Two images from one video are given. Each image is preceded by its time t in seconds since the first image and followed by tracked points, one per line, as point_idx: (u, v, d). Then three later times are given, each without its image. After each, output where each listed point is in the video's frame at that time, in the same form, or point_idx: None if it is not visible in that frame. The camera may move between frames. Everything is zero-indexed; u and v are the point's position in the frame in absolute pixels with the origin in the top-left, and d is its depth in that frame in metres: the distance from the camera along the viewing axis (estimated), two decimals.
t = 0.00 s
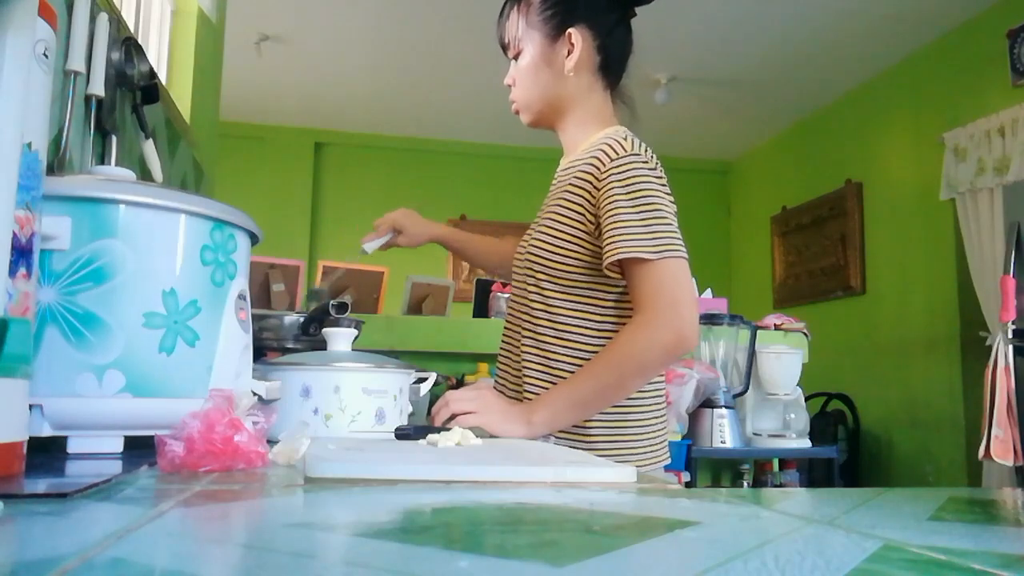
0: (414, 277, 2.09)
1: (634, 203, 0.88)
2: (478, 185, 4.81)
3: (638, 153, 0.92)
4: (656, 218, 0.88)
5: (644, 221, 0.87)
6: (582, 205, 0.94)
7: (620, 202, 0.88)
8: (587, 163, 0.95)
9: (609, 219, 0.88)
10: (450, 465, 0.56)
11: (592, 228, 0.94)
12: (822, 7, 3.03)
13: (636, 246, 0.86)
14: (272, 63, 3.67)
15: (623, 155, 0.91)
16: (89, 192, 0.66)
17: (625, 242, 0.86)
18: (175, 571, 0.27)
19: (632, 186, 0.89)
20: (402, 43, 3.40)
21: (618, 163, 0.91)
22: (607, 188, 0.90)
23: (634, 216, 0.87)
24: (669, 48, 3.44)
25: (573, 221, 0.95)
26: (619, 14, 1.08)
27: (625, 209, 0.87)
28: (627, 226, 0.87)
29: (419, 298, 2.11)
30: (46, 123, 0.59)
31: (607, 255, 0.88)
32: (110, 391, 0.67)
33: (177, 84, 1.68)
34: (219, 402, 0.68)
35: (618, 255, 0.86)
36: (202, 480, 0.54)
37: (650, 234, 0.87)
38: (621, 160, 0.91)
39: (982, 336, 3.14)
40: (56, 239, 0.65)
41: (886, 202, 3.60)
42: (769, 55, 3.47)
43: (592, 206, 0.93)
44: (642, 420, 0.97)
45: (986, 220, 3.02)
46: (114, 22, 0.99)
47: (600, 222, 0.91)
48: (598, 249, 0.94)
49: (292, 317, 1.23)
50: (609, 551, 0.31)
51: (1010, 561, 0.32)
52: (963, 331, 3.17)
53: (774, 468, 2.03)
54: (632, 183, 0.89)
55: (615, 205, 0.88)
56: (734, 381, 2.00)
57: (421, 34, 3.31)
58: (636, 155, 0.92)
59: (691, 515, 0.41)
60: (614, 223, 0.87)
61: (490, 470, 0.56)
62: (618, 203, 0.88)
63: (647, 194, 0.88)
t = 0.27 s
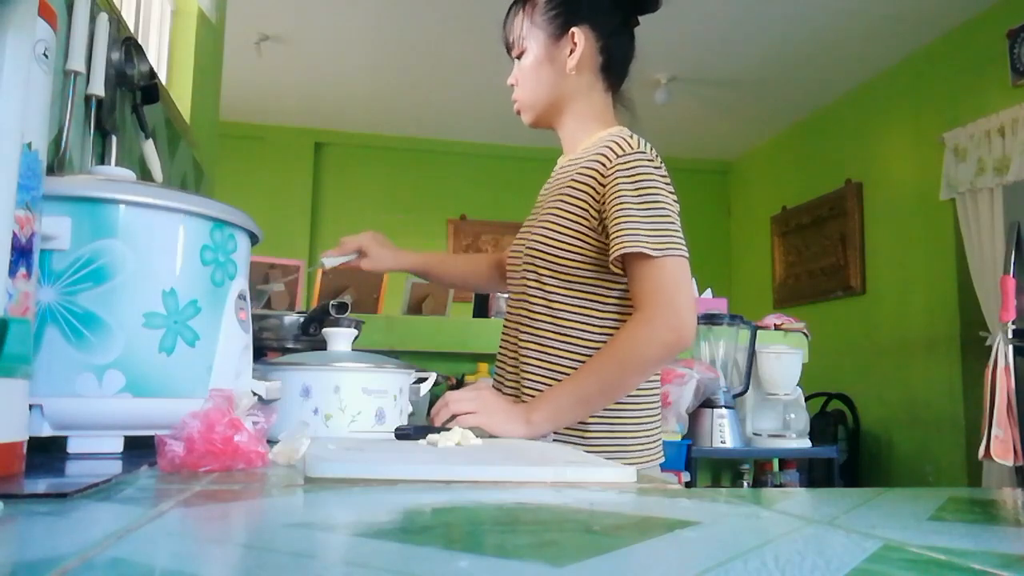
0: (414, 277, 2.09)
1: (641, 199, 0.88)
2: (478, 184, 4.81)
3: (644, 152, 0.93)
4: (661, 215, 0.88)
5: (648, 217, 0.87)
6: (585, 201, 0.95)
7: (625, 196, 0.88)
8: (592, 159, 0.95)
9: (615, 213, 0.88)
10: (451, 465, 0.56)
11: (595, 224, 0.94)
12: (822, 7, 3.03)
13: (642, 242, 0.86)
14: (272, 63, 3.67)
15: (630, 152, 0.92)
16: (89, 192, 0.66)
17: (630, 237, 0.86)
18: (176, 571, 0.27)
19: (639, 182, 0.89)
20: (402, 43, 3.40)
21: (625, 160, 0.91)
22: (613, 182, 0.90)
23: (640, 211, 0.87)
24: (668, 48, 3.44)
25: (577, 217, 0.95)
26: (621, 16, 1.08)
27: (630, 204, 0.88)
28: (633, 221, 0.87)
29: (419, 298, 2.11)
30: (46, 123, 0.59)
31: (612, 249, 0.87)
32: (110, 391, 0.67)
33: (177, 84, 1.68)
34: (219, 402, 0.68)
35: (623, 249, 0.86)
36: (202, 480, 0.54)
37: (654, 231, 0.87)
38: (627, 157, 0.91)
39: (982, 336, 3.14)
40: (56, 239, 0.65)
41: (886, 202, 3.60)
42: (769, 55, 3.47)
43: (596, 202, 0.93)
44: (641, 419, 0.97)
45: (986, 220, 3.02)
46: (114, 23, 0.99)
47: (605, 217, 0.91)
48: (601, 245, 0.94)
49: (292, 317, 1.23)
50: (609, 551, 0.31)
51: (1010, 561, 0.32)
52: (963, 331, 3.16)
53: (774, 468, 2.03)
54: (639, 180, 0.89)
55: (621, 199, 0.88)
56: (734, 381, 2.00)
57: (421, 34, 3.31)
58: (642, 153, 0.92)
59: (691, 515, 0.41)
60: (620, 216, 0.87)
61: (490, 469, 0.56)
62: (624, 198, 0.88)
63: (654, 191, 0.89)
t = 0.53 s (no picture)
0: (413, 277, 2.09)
1: (640, 201, 0.88)
2: (478, 185, 4.81)
3: (645, 154, 0.92)
4: (661, 217, 0.88)
5: (648, 219, 0.87)
6: (586, 202, 0.94)
7: (625, 199, 0.88)
8: (593, 162, 0.95)
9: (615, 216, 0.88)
10: (451, 465, 0.56)
11: (596, 226, 0.94)
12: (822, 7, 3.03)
13: (642, 244, 0.86)
14: (272, 63, 3.67)
15: (630, 154, 0.92)
16: (89, 192, 0.66)
17: (630, 240, 0.86)
18: (176, 571, 0.27)
19: (639, 185, 0.89)
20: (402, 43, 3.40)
21: (625, 163, 0.91)
22: (614, 185, 0.90)
23: (640, 214, 0.87)
24: (668, 48, 3.44)
25: (578, 218, 0.95)
26: (622, 17, 1.08)
27: (630, 207, 0.87)
28: (633, 224, 0.87)
29: (419, 298, 2.11)
30: (46, 123, 0.59)
31: (613, 251, 0.88)
32: (110, 391, 0.67)
33: (177, 84, 1.68)
34: (219, 402, 0.68)
35: (624, 252, 0.86)
36: (202, 480, 0.54)
37: (654, 233, 0.87)
38: (627, 160, 0.91)
39: (982, 336, 3.14)
40: (56, 239, 0.65)
41: (886, 202, 3.60)
42: (769, 55, 3.47)
43: (597, 204, 0.93)
44: (642, 420, 0.97)
45: (986, 220, 3.02)
46: (114, 22, 0.99)
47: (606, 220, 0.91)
48: (603, 247, 0.94)
49: (292, 317, 1.23)
50: (609, 551, 0.31)
51: (1010, 561, 0.32)
52: (963, 331, 3.16)
53: (774, 468, 2.03)
54: (639, 182, 0.89)
55: (621, 202, 0.88)
56: (734, 381, 2.00)
57: (421, 34, 3.31)
58: (643, 155, 0.92)
59: (691, 516, 0.41)
60: (620, 219, 0.87)
61: (491, 470, 0.56)
62: (624, 201, 0.88)
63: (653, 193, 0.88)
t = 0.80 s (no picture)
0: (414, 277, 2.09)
1: (613, 192, 0.88)
2: (479, 185, 4.81)
3: (616, 147, 0.93)
4: (636, 205, 0.88)
5: (623, 209, 0.87)
6: (563, 200, 0.95)
7: (599, 192, 0.88)
8: (568, 158, 0.95)
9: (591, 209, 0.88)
10: (451, 465, 0.56)
11: (574, 222, 0.94)
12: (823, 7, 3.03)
13: (616, 234, 0.86)
14: (272, 64, 3.67)
15: (602, 148, 0.92)
16: (88, 192, 0.66)
17: (607, 232, 0.86)
18: (176, 571, 0.27)
19: (610, 176, 0.89)
20: (402, 43, 3.40)
21: (597, 156, 0.91)
22: (586, 181, 0.90)
23: (614, 205, 0.87)
24: (668, 48, 3.44)
25: (556, 216, 0.96)
26: (597, 23, 1.09)
27: (604, 199, 0.88)
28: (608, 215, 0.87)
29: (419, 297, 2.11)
30: (46, 123, 0.59)
31: (591, 244, 0.88)
32: (110, 391, 0.67)
33: (177, 84, 1.68)
34: (219, 402, 0.68)
35: (601, 243, 0.87)
36: (202, 480, 0.54)
37: (630, 223, 0.87)
38: (599, 154, 0.91)
39: (982, 336, 3.14)
40: (56, 238, 0.65)
41: (886, 203, 3.60)
42: (769, 55, 3.47)
43: (574, 201, 0.94)
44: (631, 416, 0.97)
45: (986, 220, 3.02)
46: (114, 23, 0.99)
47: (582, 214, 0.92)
48: (581, 242, 0.94)
49: (292, 317, 1.23)
50: (608, 551, 0.31)
51: (1010, 561, 0.32)
52: (963, 331, 3.17)
53: (774, 468, 2.03)
54: (610, 174, 0.89)
55: (595, 195, 0.88)
56: (734, 381, 2.00)
57: (421, 35, 3.31)
58: (614, 148, 0.92)
59: (691, 516, 0.41)
60: (595, 213, 0.88)
61: (490, 469, 0.56)
62: (598, 193, 0.88)
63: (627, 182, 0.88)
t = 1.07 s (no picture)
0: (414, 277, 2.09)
1: (604, 187, 0.88)
2: (479, 185, 4.81)
3: (608, 142, 0.92)
4: (627, 200, 0.88)
5: (614, 204, 0.87)
6: (555, 197, 0.95)
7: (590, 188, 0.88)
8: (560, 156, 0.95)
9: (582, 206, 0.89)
10: (450, 465, 0.56)
11: (567, 218, 0.94)
12: (822, 7, 3.03)
13: (608, 229, 0.86)
14: (272, 64, 3.67)
15: (594, 144, 0.92)
16: (88, 192, 0.66)
17: (599, 227, 0.87)
18: (176, 571, 0.27)
19: (601, 171, 0.89)
20: (402, 43, 3.40)
21: (589, 152, 0.91)
22: (578, 179, 0.90)
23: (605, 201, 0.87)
24: (668, 48, 3.44)
25: (549, 213, 0.96)
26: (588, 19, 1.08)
27: (595, 195, 0.88)
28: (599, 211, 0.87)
29: (419, 298, 2.11)
30: (46, 123, 0.59)
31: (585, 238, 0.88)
32: (110, 391, 0.67)
33: (177, 84, 1.69)
34: (219, 402, 0.68)
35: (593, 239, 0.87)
36: (202, 480, 0.54)
37: (622, 218, 0.87)
38: (590, 150, 0.91)
39: (982, 336, 3.14)
40: (56, 239, 0.65)
41: (886, 202, 3.59)
42: (769, 55, 3.47)
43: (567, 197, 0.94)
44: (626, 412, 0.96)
45: (986, 220, 3.02)
46: (114, 22, 0.99)
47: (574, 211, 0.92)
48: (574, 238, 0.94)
49: (292, 317, 1.23)
50: (607, 552, 0.31)
51: (1011, 561, 0.32)
52: (963, 331, 3.16)
53: (774, 468, 2.03)
54: (601, 170, 0.89)
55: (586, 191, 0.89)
56: (734, 381, 2.00)
57: (421, 35, 3.31)
58: (606, 143, 0.92)
59: (691, 516, 0.41)
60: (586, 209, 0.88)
61: (490, 470, 0.56)
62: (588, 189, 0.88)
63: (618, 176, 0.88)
